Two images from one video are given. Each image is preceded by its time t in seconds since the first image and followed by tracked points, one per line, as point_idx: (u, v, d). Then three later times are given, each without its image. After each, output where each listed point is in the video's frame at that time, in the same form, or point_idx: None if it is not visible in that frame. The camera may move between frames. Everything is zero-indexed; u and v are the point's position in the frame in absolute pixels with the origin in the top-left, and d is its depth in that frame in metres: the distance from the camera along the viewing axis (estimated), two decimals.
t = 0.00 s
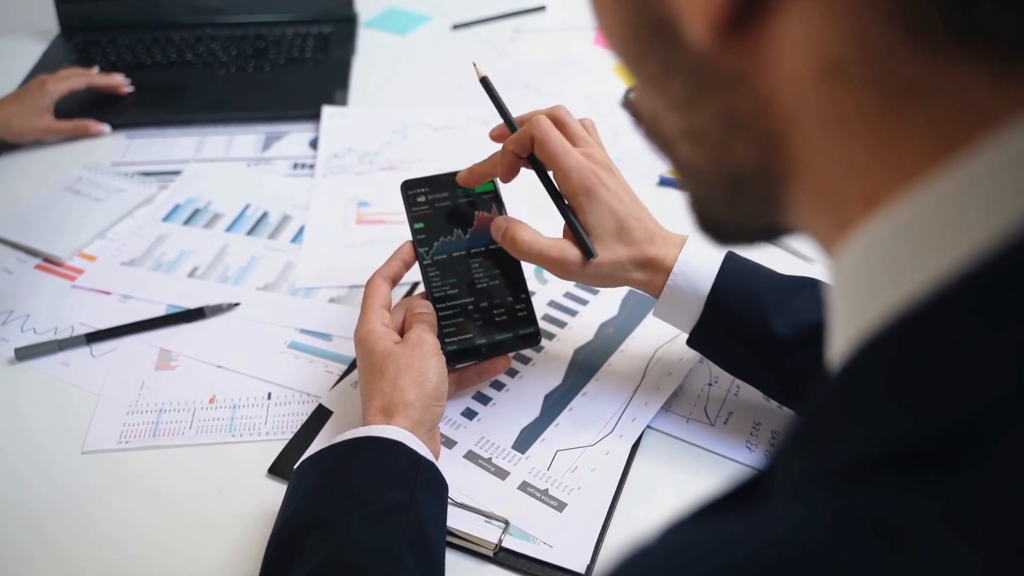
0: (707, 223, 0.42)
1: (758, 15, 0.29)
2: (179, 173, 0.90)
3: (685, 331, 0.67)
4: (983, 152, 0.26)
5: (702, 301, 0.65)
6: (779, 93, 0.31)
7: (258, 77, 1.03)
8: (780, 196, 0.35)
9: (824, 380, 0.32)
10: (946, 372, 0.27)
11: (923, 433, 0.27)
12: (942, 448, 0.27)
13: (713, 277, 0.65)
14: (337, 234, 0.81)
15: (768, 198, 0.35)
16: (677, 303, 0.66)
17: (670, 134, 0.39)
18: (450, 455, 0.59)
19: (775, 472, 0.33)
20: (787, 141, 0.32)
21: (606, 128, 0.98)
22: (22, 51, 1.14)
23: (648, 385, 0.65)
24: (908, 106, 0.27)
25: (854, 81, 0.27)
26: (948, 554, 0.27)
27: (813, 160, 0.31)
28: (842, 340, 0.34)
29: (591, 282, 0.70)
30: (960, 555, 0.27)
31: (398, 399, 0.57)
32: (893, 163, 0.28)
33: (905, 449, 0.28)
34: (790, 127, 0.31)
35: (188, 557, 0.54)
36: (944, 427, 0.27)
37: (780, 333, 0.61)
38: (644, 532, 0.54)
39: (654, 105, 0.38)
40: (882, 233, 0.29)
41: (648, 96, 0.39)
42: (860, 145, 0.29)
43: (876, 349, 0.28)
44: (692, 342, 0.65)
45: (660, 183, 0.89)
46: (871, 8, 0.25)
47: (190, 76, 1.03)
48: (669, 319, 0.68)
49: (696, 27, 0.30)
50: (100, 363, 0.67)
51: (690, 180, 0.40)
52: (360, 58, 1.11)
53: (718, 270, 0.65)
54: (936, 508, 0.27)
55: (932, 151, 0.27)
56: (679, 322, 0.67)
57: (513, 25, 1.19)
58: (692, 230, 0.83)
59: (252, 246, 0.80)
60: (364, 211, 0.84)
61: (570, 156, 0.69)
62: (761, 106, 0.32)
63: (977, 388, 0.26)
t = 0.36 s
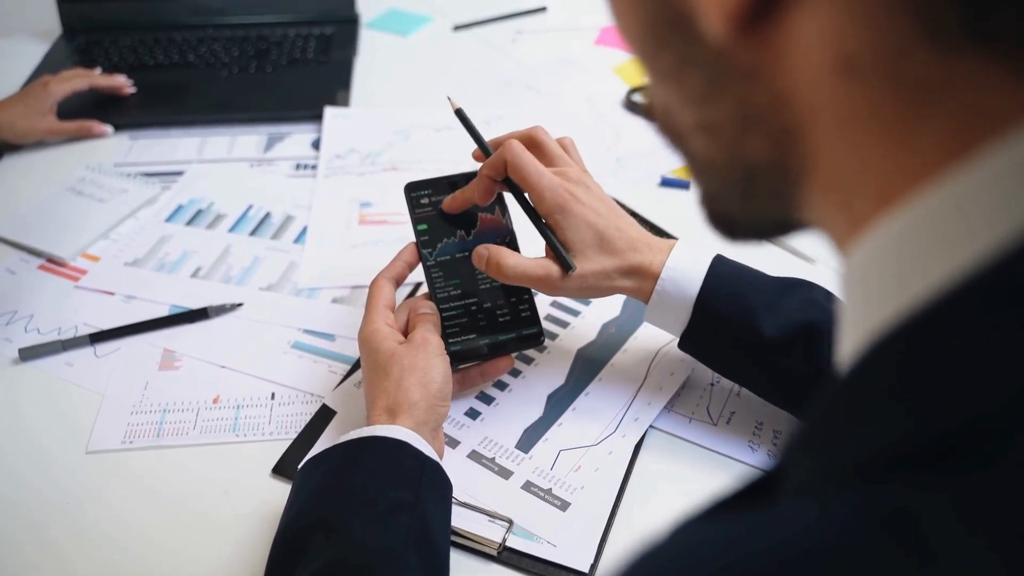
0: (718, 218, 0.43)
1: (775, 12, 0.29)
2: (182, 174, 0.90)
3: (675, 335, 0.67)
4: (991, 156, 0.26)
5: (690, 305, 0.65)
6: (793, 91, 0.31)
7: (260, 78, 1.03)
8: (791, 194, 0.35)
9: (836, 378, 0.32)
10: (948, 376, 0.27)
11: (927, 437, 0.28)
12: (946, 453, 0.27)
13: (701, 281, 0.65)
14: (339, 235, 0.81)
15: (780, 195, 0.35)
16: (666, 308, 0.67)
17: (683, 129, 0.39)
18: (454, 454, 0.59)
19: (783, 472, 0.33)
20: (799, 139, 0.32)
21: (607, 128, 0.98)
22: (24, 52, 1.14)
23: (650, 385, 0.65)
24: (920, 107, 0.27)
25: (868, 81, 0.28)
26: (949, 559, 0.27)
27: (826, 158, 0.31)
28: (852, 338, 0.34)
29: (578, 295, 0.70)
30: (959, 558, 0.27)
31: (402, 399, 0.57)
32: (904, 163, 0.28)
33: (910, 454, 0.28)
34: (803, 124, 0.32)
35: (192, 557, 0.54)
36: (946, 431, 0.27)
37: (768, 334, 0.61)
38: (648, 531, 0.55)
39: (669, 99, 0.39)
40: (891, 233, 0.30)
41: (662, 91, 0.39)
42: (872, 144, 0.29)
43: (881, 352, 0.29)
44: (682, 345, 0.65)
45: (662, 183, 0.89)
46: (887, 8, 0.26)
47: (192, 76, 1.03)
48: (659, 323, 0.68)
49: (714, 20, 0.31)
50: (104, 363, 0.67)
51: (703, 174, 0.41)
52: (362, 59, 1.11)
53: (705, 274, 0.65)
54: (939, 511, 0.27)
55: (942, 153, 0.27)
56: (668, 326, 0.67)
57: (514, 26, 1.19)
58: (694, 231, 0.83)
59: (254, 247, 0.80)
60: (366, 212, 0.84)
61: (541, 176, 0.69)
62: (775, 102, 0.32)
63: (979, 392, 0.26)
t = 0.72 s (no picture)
0: (713, 214, 0.43)
1: (769, 9, 0.30)
2: (183, 174, 0.90)
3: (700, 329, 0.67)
4: (985, 149, 0.26)
5: (716, 297, 0.65)
6: (788, 87, 0.31)
7: (261, 79, 1.03)
8: (788, 189, 0.35)
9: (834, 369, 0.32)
10: (944, 365, 0.27)
11: (921, 424, 0.28)
12: (941, 439, 0.28)
13: (727, 274, 0.65)
14: (341, 235, 0.81)
15: (776, 190, 0.36)
16: (692, 300, 0.67)
17: (678, 126, 0.39)
18: (456, 453, 0.59)
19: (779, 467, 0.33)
20: (794, 134, 0.32)
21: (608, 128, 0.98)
22: (26, 53, 1.14)
23: (652, 383, 0.65)
24: (914, 102, 0.27)
25: (862, 77, 0.28)
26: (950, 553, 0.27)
27: (821, 153, 0.32)
28: (848, 330, 0.34)
29: (606, 278, 0.70)
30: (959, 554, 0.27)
31: (405, 398, 0.57)
32: (899, 157, 0.29)
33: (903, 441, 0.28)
34: (798, 120, 0.32)
35: (196, 556, 0.54)
36: (940, 417, 0.27)
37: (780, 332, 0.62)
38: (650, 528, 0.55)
39: (662, 98, 0.39)
40: (887, 226, 0.30)
41: (656, 90, 0.40)
42: (867, 139, 0.29)
43: (877, 343, 0.29)
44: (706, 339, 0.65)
45: (663, 183, 0.89)
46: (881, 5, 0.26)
47: (193, 77, 1.03)
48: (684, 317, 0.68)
49: (709, 19, 0.31)
50: (106, 363, 0.67)
51: (697, 171, 0.41)
52: (363, 59, 1.11)
53: (732, 268, 0.65)
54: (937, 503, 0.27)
55: (937, 147, 0.27)
56: (693, 319, 0.67)
57: (515, 26, 1.19)
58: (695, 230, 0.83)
59: (256, 247, 0.80)
60: (367, 212, 0.85)
61: (591, 152, 0.70)
62: (770, 99, 0.32)
63: (974, 380, 0.27)
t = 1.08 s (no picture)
0: (716, 216, 0.43)
1: (771, 14, 0.30)
2: (183, 174, 0.90)
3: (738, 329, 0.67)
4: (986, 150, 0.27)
5: (758, 298, 0.65)
6: (791, 89, 0.31)
7: (261, 78, 1.03)
8: (790, 190, 0.35)
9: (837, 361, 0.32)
10: (943, 361, 0.28)
11: (920, 415, 0.28)
12: (940, 432, 0.28)
13: (769, 275, 0.66)
14: (341, 234, 0.82)
15: (779, 191, 0.36)
16: (732, 300, 0.67)
17: (681, 129, 0.40)
18: (457, 451, 0.59)
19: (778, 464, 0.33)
20: (797, 135, 0.33)
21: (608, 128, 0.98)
22: (26, 52, 1.14)
23: (653, 382, 0.65)
24: (915, 104, 0.27)
25: (864, 79, 0.28)
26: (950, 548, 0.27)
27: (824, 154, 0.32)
28: (849, 327, 0.35)
29: (649, 270, 0.70)
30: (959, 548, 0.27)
31: (405, 397, 0.58)
32: (901, 157, 0.29)
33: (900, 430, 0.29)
34: (801, 122, 0.32)
35: (197, 554, 0.54)
36: (938, 409, 0.28)
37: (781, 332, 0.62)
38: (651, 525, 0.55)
39: (666, 100, 0.39)
40: (889, 226, 0.30)
41: (659, 93, 0.40)
42: (870, 140, 0.29)
43: (880, 336, 0.29)
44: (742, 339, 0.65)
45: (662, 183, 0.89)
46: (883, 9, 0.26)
47: (193, 77, 1.03)
48: (722, 317, 0.68)
49: (712, 23, 0.31)
50: (107, 362, 0.67)
51: (699, 174, 0.41)
52: (363, 59, 1.11)
53: (774, 269, 0.66)
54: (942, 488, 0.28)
55: (938, 148, 0.28)
56: (730, 319, 0.67)
57: (514, 26, 1.19)
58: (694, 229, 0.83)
59: (257, 246, 0.80)
60: (368, 211, 0.85)
61: (641, 145, 0.72)
62: (773, 101, 0.33)
63: (970, 375, 0.27)
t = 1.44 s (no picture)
0: (722, 209, 0.44)
1: None
2: (185, 174, 0.90)
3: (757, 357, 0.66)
4: (989, 138, 0.27)
5: (777, 323, 0.64)
6: (800, 73, 0.33)
7: (262, 79, 1.04)
8: (796, 177, 0.37)
9: (842, 353, 0.32)
10: (943, 355, 0.28)
11: (926, 402, 0.28)
12: (946, 419, 0.28)
13: (785, 300, 0.65)
14: (343, 234, 0.82)
15: (786, 179, 0.37)
16: (751, 326, 0.66)
17: (692, 118, 0.41)
18: (458, 451, 0.59)
19: (779, 462, 0.33)
20: (805, 120, 0.34)
21: (609, 127, 0.98)
22: (27, 53, 1.14)
23: (654, 381, 0.65)
24: (919, 87, 0.29)
25: (870, 62, 0.30)
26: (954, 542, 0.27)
27: (830, 138, 0.33)
28: (854, 321, 0.35)
29: (673, 300, 0.69)
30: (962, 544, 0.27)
31: (407, 396, 0.58)
32: (904, 142, 0.30)
33: (899, 423, 0.29)
34: (809, 106, 0.34)
35: (200, 553, 0.54)
36: (943, 395, 0.28)
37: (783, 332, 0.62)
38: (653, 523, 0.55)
39: (679, 88, 0.41)
40: (892, 214, 0.31)
41: (676, 82, 0.42)
42: (874, 124, 0.31)
43: (883, 330, 0.29)
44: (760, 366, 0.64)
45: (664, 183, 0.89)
46: None
47: (194, 77, 1.04)
48: (740, 344, 0.67)
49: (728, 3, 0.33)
50: (110, 362, 0.67)
51: (708, 165, 0.43)
52: (364, 60, 1.11)
53: (789, 294, 0.66)
54: (948, 480, 0.28)
55: (940, 133, 0.29)
56: (749, 347, 0.66)
57: (515, 27, 1.20)
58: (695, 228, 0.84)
59: (259, 247, 0.80)
60: (369, 212, 0.85)
61: (666, 181, 0.74)
62: (782, 84, 0.34)
63: (970, 368, 0.28)
